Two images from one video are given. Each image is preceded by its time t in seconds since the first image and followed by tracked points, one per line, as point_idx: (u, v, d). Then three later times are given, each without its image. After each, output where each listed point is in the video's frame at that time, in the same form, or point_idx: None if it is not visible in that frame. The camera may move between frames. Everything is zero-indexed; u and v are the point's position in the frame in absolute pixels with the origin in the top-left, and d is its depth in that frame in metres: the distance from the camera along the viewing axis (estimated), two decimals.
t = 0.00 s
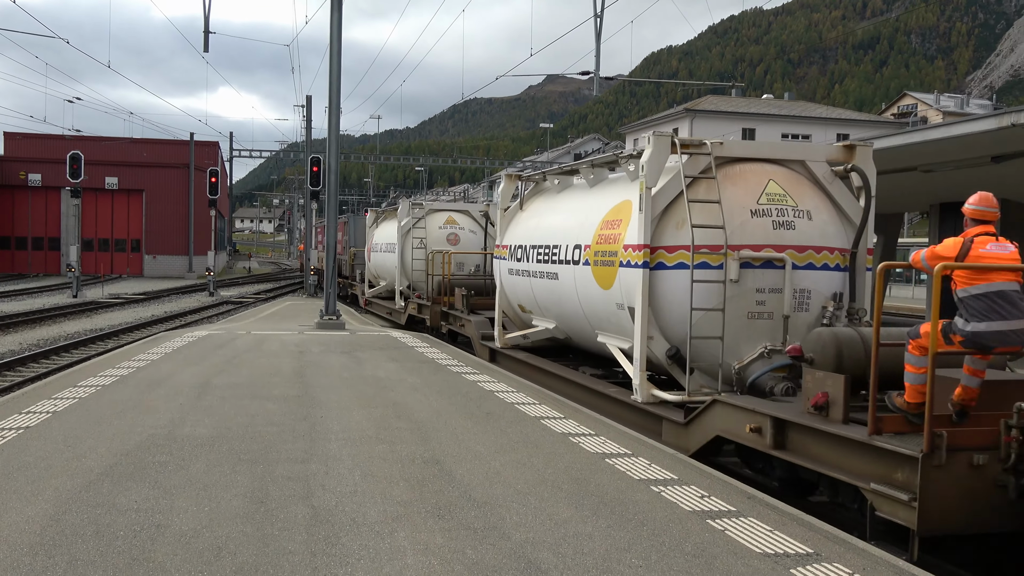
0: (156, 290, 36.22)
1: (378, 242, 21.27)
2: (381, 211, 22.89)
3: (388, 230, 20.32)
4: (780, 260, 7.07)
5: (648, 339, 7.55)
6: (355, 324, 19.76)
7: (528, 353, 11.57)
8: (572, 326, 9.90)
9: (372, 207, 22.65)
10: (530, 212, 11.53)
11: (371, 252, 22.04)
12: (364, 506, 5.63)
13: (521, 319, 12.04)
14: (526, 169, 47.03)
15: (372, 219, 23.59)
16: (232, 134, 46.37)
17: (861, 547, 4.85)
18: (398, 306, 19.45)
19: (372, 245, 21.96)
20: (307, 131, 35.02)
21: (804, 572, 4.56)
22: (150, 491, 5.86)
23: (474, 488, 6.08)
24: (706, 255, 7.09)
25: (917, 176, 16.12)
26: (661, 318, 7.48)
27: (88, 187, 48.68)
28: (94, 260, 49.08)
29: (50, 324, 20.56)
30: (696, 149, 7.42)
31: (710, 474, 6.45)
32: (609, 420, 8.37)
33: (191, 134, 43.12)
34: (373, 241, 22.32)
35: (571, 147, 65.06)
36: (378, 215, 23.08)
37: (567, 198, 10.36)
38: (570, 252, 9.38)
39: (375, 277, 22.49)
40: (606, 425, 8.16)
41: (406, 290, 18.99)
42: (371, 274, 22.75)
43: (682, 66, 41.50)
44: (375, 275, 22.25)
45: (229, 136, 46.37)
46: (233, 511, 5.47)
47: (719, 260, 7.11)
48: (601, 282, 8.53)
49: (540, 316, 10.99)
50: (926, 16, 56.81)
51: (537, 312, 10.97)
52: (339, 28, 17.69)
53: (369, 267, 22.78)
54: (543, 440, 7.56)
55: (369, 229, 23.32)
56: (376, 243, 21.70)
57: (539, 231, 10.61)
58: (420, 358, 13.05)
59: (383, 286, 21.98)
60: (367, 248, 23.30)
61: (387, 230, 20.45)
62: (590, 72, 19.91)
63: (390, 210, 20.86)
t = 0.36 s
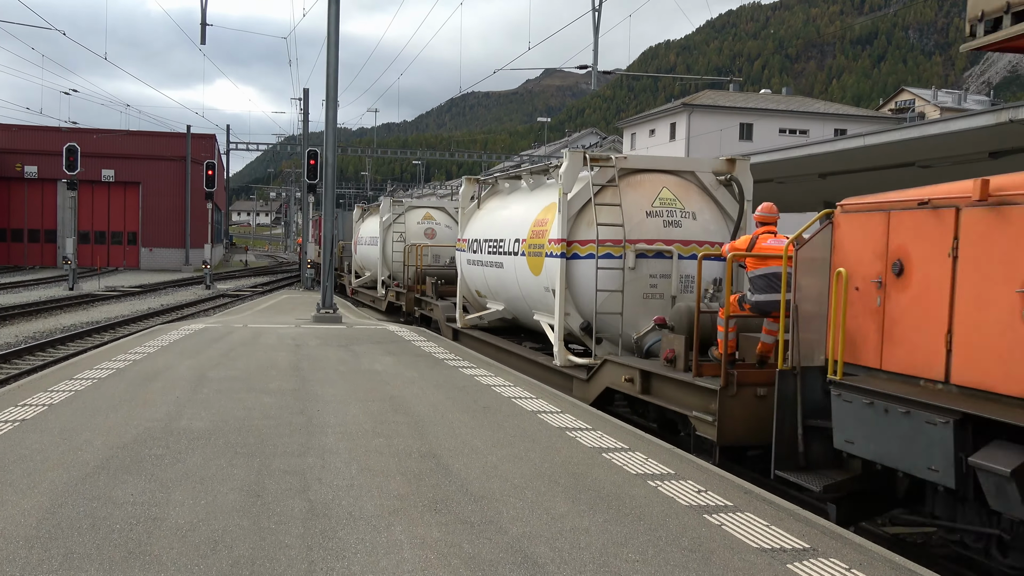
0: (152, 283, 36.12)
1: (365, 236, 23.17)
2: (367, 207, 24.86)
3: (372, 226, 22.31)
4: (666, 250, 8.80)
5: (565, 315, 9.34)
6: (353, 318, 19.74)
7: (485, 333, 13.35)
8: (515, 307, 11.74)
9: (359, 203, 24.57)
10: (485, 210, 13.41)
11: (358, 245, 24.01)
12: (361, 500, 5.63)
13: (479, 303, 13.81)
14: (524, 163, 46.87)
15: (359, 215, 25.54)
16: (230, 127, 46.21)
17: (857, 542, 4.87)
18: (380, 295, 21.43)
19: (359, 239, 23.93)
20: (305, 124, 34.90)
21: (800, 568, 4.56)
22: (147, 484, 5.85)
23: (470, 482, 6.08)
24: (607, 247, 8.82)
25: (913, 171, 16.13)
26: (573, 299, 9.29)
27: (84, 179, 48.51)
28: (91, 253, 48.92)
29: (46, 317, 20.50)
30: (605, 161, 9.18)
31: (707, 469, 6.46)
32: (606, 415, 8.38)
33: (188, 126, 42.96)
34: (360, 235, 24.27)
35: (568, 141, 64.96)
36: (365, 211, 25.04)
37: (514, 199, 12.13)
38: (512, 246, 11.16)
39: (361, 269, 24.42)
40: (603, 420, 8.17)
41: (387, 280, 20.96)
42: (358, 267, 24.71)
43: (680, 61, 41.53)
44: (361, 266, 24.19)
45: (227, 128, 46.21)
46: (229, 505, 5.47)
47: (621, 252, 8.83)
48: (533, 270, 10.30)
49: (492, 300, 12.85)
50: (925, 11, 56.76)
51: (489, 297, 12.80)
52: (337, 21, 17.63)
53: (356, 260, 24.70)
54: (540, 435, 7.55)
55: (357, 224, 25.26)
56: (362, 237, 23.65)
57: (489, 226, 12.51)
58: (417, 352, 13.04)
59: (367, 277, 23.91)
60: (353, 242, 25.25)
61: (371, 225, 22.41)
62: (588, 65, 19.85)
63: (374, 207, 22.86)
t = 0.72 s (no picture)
0: (149, 278, 36.03)
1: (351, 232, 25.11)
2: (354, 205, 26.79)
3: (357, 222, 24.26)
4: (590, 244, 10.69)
5: (508, 298, 11.49)
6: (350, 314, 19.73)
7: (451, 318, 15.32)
8: (473, 294, 13.74)
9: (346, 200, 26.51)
10: (450, 209, 15.42)
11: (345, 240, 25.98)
12: (358, 496, 5.63)
13: (445, 291, 15.72)
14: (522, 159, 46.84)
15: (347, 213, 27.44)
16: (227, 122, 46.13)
17: (855, 538, 4.88)
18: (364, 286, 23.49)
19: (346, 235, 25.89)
20: (302, 119, 34.84)
21: (797, 564, 4.58)
22: (144, 479, 5.84)
23: (468, 479, 6.07)
24: (540, 241, 10.82)
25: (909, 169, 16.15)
26: (516, 284, 11.36)
27: (81, 174, 48.36)
28: (88, 248, 48.80)
29: (43, 312, 20.46)
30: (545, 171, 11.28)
31: (704, 465, 6.48)
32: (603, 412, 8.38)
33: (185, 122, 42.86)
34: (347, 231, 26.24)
35: (566, 136, 64.91)
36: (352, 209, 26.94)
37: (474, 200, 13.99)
38: (471, 242, 13.06)
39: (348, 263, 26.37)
40: (601, 416, 8.17)
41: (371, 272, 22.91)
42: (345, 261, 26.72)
43: (678, 57, 41.55)
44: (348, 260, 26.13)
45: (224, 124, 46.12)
46: (226, 500, 5.46)
47: (552, 246, 10.83)
48: (484, 261, 12.36)
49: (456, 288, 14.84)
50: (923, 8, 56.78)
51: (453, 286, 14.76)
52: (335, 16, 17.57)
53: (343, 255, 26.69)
54: (537, 431, 7.55)
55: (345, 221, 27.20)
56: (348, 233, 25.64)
57: (452, 223, 14.49)
58: (415, 348, 13.05)
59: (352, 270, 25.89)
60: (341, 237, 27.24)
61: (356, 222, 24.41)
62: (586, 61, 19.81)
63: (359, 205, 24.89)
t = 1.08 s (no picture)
0: (147, 275, 35.92)
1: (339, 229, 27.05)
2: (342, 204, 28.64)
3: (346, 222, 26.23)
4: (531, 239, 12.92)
5: (466, 286, 13.79)
6: (349, 310, 19.70)
7: (424, 305, 17.43)
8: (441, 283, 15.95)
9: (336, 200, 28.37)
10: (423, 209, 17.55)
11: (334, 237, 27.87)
12: (356, 492, 5.63)
13: (419, 281, 17.83)
14: (521, 155, 46.84)
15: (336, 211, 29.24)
16: (225, 119, 46.01)
17: (853, 535, 4.89)
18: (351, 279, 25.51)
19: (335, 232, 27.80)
20: (299, 116, 34.75)
21: (795, 561, 4.59)
22: (142, 476, 5.84)
23: (466, 475, 6.09)
24: (491, 236, 13.16)
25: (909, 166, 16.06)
26: (472, 274, 13.65)
27: (79, 170, 48.24)
28: (85, 245, 48.69)
29: (41, 309, 20.41)
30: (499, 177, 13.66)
31: (702, 462, 6.49)
32: (601, 408, 8.40)
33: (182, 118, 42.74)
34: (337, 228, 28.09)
35: (565, 133, 64.95)
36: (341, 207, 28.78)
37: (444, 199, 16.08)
38: (438, 238, 15.27)
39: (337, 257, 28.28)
40: (598, 413, 8.18)
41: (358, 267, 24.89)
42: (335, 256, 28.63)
43: (677, 54, 41.61)
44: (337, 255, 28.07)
45: (222, 120, 46.01)
46: (224, 497, 5.47)
47: (502, 241, 13.18)
48: (448, 253, 14.62)
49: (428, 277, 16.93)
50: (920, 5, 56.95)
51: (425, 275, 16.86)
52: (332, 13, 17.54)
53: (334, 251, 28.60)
54: (535, 428, 7.56)
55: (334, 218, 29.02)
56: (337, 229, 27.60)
57: (423, 221, 16.62)
58: (412, 345, 13.06)
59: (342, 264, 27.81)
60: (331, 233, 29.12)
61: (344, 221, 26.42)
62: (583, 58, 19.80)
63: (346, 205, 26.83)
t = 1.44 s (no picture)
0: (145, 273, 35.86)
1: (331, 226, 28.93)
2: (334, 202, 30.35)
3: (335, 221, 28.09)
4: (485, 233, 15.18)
5: (435, 277, 16.06)
6: (347, 308, 19.67)
7: (403, 295, 19.54)
8: (415, 275, 18.11)
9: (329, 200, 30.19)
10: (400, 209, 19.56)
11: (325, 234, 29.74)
12: (354, 489, 5.64)
13: (398, 273, 19.89)
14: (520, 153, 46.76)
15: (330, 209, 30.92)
16: (222, 116, 45.94)
17: (849, 531, 4.91)
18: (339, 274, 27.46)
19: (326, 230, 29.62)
20: (297, 114, 34.66)
21: (791, 557, 4.60)
22: (140, 474, 5.85)
23: (464, 472, 6.09)
24: (455, 233, 15.55)
25: (905, 163, 16.01)
26: (440, 266, 15.99)
27: (76, 168, 48.18)
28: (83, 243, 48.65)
29: (39, 307, 20.40)
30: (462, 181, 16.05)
31: (699, 459, 6.50)
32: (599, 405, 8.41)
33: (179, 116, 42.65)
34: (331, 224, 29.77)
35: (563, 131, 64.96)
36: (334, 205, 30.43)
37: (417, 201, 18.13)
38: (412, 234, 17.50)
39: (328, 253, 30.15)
40: (595, 410, 8.20)
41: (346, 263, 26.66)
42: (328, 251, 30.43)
43: (675, 51, 41.62)
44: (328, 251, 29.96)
45: (219, 118, 45.94)
46: (222, 494, 5.47)
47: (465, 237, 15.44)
48: (420, 248, 16.84)
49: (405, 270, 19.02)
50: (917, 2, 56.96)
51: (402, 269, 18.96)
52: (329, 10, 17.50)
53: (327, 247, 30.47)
54: (533, 425, 7.57)
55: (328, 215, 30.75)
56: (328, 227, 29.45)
57: (400, 220, 18.68)
58: (410, 342, 13.06)
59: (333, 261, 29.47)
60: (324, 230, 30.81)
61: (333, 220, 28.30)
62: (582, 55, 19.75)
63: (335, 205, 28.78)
